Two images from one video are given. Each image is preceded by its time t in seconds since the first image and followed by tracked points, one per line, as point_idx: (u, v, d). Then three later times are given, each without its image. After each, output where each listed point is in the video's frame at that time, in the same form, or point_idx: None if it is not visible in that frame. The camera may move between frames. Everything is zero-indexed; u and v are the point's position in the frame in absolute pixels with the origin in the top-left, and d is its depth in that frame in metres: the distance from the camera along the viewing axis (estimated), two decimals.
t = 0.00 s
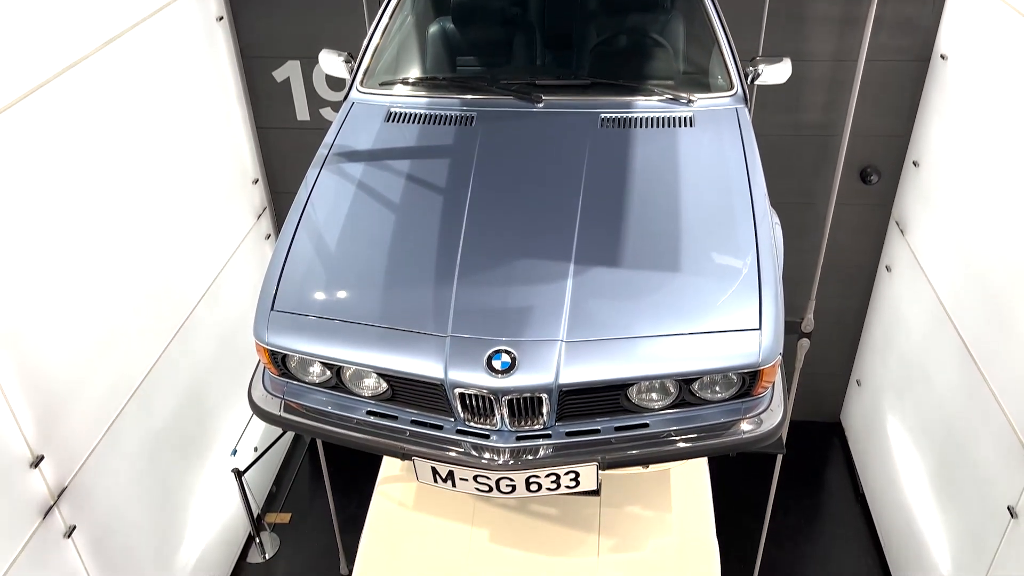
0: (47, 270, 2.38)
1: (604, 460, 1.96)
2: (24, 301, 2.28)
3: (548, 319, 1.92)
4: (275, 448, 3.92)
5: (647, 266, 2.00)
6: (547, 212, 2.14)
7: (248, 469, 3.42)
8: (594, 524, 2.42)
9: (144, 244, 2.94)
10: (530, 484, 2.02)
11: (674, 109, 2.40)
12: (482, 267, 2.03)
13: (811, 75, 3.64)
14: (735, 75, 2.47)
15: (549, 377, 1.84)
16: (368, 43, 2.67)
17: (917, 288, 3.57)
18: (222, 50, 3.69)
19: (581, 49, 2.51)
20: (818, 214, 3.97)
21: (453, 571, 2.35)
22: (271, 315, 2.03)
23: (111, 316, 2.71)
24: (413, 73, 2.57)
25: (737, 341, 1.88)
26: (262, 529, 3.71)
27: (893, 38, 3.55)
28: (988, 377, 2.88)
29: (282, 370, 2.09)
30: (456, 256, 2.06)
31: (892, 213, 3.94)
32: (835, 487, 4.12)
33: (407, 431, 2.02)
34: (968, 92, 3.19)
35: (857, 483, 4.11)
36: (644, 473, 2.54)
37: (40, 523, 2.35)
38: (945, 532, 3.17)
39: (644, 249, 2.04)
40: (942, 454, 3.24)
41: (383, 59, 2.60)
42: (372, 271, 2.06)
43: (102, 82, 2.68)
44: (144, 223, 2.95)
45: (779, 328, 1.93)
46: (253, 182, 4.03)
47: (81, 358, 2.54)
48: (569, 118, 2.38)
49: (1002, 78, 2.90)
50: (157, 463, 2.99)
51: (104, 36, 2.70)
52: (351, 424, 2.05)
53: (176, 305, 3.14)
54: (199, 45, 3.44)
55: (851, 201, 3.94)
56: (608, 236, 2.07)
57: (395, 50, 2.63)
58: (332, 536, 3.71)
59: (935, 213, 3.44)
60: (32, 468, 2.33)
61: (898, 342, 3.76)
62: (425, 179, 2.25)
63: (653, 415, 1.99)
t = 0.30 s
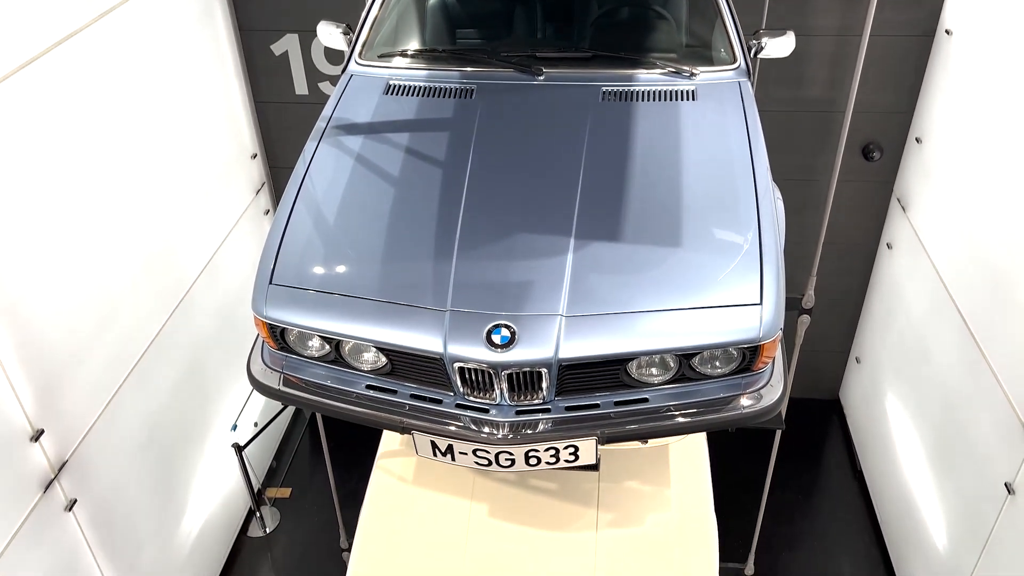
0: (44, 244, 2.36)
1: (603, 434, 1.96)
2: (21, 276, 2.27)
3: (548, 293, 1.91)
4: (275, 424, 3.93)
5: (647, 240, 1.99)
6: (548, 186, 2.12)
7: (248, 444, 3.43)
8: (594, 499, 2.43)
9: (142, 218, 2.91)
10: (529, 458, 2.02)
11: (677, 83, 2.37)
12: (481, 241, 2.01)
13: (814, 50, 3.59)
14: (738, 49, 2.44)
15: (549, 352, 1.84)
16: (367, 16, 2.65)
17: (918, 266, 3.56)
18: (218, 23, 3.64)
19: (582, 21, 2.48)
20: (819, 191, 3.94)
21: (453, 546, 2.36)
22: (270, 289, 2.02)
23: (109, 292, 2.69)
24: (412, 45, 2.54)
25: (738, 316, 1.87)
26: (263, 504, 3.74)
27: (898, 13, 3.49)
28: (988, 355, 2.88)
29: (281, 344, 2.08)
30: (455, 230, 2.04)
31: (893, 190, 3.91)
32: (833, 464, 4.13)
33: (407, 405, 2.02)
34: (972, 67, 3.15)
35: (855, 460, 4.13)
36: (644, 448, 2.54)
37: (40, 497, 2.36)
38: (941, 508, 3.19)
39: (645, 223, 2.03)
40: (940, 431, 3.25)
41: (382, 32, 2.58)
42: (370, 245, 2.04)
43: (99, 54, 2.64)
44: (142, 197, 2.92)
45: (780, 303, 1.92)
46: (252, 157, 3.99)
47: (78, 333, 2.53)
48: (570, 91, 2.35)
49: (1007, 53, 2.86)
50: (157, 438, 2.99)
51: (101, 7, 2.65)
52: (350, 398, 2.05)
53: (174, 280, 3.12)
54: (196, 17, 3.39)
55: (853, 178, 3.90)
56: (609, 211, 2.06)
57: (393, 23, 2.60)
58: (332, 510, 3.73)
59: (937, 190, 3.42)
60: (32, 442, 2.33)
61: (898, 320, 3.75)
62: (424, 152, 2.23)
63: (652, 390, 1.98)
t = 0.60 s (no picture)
0: (32, 226, 2.31)
1: (600, 410, 1.96)
2: (16, 251, 2.25)
3: (546, 269, 1.90)
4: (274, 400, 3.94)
5: (646, 216, 1.98)
6: (546, 162, 2.10)
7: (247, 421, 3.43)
8: (591, 475, 2.44)
9: (140, 195, 2.89)
10: (527, 433, 2.03)
11: (676, 58, 2.35)
12: (478, 217, 2.00)
13: (816, 26, 3.54)
14: (739, 24, 2.41)
15: (547, 329, 1.83)
16: None
17: (917, 245, 3.55)
18: None
19: None
20: (820, 169, 3.92)
21: (446, 552, 2.32)
22: (267, 265, 2.01)
23: (106, 269, 2.67)
24: (410, 20, 2.51)
25: (736, 293, 1.87)
26: (262, 480, 3.76)
27: None
28: (986, 333, 2.87)
29: (278, 320, 2.08)
30: (453, 206, 2.03)
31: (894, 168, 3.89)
32: (830, 441, 4.16)
33: (405, 381, 2.02)
34: (975, 44, 3.11)
35: (852, 437, 4.15)
36: (641, 424, 2.55)
37: (40, 472, 2.37)
38: (937, 485, 3.21)
39: (643, 199, 2.01)
40: (937, 409, 3.26)
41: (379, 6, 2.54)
42: (368, 221, 2.03)
43: (94, 27, 2.60)
44: (139, 173, 2.90)
45: (779, 279, 1.91)
46: (250, 133, 3.95)
47: (75, 310, 2.52)
48: (569, 66, 2.33)
49: (1010, 30, 2.82)
50: (156, 414, 2.99)
51: None
52: (348, 374, 2.05)
53: (172, 258, 3.11)
54: None
55: (854, 156, 3.87)
56: (607, 187, 2.04)
57: None
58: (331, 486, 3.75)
59: (938, 168, 3.39)
60: (31, 418, 2.34)
61: (896, 299, 3.74)
62: (421, 127, 2.21)
63: (650, 366, 1.99)
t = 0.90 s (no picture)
0: (26, 202, 2.29)
1: (598, 385, 1.96)
2: (10, 226, 2.23)
3: (545, 245, 1.89)
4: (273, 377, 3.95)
5: (646, 191, 1.97)
6: (544, 136, 2.08)
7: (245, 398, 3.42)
8: (589, 451, 2.45)
9: (137, 170, 2.87)
10: (525, 408, 2.03)
11: (678, 31, 2.32)
12: (476, 192, 1.99)
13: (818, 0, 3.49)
14: None
15: (546, 304, 1.83)
16: None
17: (917, 223, 3.53)
18: None
19: None
20: (820, 146, 3.89)
21: (445, 551, 2.28)
22: (263, 239, 2.00)
23: (102, 245, 2.65)
24: None
25: (736, 269, 1.86)
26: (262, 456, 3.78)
27: None
28: (986, 312, 2.87)
29: (276, 295, 2.08)
30: (451, 180, 2.01)
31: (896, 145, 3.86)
32: (827, 419, 4.17)
33: (403, 355, 2.02)
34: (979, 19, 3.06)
35: (849, 416, 4.16)
36: (639, 400, 2.56)
37: (39, 447, 2.38)
38: (934, 462, 3.22)
39: (643, 173, 2.00)
40: (935, 387, 3.26)
41: None
42: (365, 195, 2.02)
43: None
44: (136, 148, 2.87)
45: (779, 255, 1.90)
46: (246, 108, 3.91)
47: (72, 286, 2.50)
48: (568, 40, 2.30)
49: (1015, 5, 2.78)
50: (154, 391, 2.99)
51: None
52: (346, 348, 2.05)
53: (169, 234, 3.09)
54: None
55: (856, 133, 3.84)
56: (607, 161, 2.02)
57: None
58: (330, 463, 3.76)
59: (939, 145, 3.37)
60: (29, 393, 2.34)
61: (895, 277, 3.74)
62: (419, 101, 2.19)
63: (649, 341, 1.98)
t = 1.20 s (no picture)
0: (22, 179, 2.27)
1: (596, 363, 1.96)
2: (4, 203, 2.21)
3: (544, 222, 1.88)
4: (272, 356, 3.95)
5: (645, 168, 1.95)
6: (542, 113, 2.06)
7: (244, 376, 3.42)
8: (586, 429, 2.45)
9: (134, 147, 2.84)
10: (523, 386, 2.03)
11: (679, 7, 2.29)
12: (475, 168, 1.97)
13: None
14: None
15: (545, 281, 1.82)
16: None
17: (917, 203, 3.52)
18: None
19: None
20: (821, 125, 3.87)
21: (443, 538, 2.28)
22: (260, 216, 1.99)
23: (98, 223, 2.63)
24: None
25: (735, 247, 1.85)
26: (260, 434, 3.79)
27: None
28: (984, 292, 2.86)
29: (273, 271, 2.07)
30: (449, 157, 2.00)
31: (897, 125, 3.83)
32: (825, 399, 4.18)
33: (401, 333, 2.01)
34: None
35: (846, 396, 4.18)
36: (637, 378, 2.56)
37: (38, 424, 2.39)
38: (930, 442, 3.24)
39: (643, 150, 1.98)
40: (933, 366, 3.26)
41: None
42: (362, 171, 2.00)
43: None
44: (134, 125, 2.84)
45: (779, 232, 1.89)
46: (243, 85, 3.87)
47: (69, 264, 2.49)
48: (568, 15, 2.27)
49: None
50: (153, 369, 2.99)
51: None
52: (343, 325, 2.05)
53: (166, 212, 3.07)
54: None
55: (857, 112, 3.81)
56: (607, 138, 2.01)
57: None
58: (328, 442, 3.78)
59: (941, 125, 3.34)
60: (27, 370, 2.34)
61: (894, 258, 3.73)
62: (417, 76, 2.16)
63: (647, 320, 1.98)
